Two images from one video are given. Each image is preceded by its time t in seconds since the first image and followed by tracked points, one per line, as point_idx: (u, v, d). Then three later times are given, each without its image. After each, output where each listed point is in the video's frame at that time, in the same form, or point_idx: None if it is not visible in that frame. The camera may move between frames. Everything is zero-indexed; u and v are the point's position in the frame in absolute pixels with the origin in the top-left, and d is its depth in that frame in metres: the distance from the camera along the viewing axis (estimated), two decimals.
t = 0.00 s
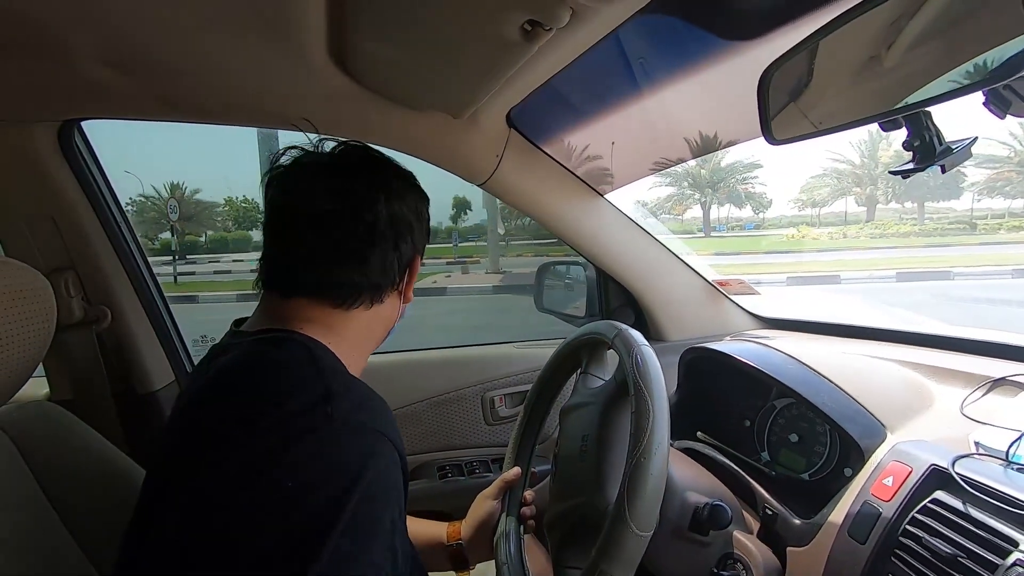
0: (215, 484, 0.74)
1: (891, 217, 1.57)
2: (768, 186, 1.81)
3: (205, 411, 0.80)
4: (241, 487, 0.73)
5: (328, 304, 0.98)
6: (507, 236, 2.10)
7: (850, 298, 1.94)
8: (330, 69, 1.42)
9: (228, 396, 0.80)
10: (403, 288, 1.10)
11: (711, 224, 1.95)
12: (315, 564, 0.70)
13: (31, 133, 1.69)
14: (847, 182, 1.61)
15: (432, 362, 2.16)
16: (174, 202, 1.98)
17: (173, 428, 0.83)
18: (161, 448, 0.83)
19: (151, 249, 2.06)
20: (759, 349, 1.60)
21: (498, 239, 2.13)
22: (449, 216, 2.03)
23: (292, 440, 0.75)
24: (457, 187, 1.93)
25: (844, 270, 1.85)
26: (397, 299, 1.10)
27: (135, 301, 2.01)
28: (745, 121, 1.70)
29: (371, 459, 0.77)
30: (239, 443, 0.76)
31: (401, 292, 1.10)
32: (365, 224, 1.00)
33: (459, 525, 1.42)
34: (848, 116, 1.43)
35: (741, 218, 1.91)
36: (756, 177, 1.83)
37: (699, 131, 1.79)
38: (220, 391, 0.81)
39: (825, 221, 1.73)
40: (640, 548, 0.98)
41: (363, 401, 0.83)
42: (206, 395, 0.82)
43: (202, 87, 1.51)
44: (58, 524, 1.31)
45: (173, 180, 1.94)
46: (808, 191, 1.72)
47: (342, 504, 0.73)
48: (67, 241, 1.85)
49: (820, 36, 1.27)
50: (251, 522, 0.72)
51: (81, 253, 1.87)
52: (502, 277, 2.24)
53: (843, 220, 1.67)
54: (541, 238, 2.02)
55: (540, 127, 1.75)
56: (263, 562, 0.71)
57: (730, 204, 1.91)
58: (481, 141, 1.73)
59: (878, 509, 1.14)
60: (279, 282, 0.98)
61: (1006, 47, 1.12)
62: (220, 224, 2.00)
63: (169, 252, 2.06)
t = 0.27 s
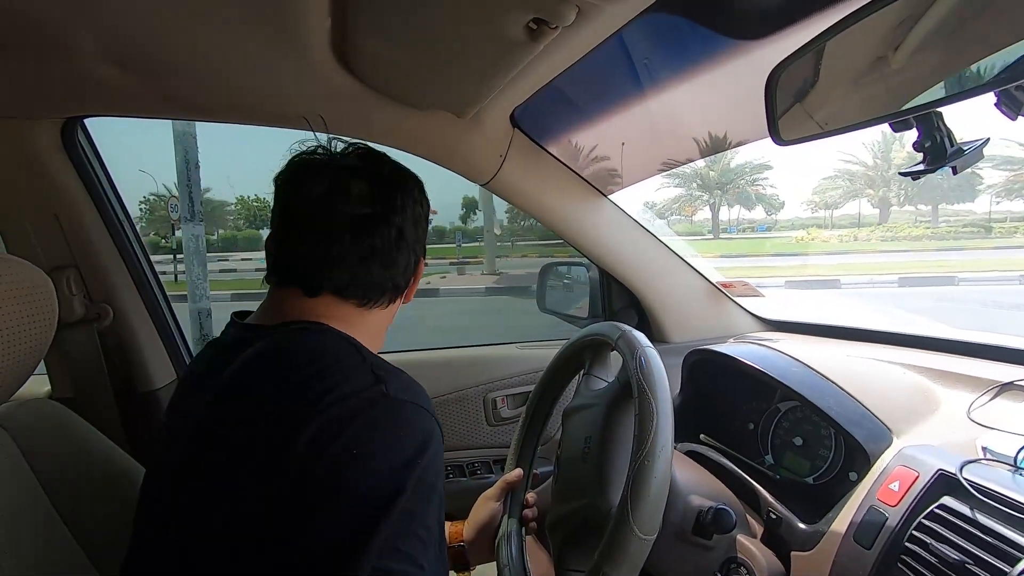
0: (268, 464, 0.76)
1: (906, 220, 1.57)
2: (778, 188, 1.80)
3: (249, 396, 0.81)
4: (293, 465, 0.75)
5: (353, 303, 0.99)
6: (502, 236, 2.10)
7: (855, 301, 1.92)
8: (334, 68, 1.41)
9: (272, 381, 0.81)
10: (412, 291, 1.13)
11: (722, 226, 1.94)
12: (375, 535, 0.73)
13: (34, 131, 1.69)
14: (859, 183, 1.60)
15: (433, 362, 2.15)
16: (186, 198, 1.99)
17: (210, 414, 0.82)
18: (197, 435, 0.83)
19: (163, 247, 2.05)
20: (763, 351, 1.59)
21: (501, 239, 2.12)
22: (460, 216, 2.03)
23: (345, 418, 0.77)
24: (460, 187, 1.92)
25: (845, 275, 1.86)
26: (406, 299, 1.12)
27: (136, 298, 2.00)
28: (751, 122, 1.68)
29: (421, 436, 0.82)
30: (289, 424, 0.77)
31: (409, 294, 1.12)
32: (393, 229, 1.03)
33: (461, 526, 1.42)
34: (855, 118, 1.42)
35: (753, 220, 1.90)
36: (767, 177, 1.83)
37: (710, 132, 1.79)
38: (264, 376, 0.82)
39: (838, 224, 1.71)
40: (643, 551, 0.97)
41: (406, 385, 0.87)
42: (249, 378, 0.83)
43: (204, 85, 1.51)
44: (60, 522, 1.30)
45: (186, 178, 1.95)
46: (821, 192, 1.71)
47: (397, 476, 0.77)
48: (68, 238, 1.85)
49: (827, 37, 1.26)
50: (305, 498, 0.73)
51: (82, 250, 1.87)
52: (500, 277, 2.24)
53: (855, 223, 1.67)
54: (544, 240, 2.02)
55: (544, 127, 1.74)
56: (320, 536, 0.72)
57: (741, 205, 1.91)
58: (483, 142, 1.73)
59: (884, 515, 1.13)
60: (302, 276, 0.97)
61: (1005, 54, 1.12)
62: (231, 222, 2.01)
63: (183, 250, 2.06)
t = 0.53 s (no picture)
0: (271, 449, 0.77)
1: (915, 220, 1.55)
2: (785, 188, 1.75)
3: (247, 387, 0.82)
4: (297, 448, 0.76)
5: (345, 302, 1.00)
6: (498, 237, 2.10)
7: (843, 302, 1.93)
8: (320, 70, 1.42)
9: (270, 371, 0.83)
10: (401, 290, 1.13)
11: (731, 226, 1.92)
12: (383, 510, 0.75)
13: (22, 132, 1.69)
14: (868, 184, 1.58)
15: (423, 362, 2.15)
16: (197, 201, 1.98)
17: (209, 406, 0.83)
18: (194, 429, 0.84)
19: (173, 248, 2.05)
20: (750, 352, 1.59)
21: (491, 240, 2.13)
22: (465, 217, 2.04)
23: (347, 401, 0.79)
24: (449, 188, 1.92)
25: (841, 278, 1.89)
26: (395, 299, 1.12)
27: (124, 298, 2.01)
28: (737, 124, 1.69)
29: (420, 417, 0.84)
30: (289, 409, 0.79)
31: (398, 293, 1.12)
32: (384, 229, 1.04)
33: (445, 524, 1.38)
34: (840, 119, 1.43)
35: (757, 219, 1.85)
36: (773, 178, 1.77)
37: (715, 131, 1.77)
38: (262, 366, 0.83)
39: (847, 225, 1.68)
40: (621, 550, 0.98)
41: (404, 376, 0.89)
42: (248, 369, 0.84)
43: (191, 86, 1.51)
44: (44, 520, 1.31)
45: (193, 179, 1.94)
46: (830, 193, 1.66)
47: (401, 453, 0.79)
48: (57, 238, 1.85)
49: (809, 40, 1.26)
50: (310, 479, 0.75)
51: (70, 250, 1.87)
52: (491, 279, 2.24)
53: (864, 223, 1.64)
54: (534, 241, 2.03)
55: (533, 128, 1.74)
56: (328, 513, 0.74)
57: (747, 205, 1.87)
58: (470, 143, 1.74)
59: (862, 515, 1.13)
60: (294, 275, 0.97)
61: (967, 68, 1.16)
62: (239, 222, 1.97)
63: (191, 250, 2.05)
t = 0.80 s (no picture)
0: (291, 442, 0.77)
1: (922, 218, 1.51)
2: (792, 185, 1.73)
3: (264, 383, 0.83)
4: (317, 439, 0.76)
5: (354, 302, 1.00)
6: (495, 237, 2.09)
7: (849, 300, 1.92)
8: (324, 72, 1.42)
9: (287, 366, 0.83)
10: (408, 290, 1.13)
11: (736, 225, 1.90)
12: (404, 499, 0.75)
13: (27, 135, 1.70)
14: (876, 180, 1.54)
15: (428, 364, 2.15)
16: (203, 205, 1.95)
17: (226, 404, 0.84)
18: (210, 426, 0.83)
19: (180, 250, 2.02)
20: (757, 351, 1.59)
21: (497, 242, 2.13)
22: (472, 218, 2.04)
23: (366, 393, 0.80)
24: (453, 190, 1.92)
25: (840, 278, 1.87)
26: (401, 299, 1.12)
27: (129, 302, 2.01)
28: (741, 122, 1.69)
29: (436, 410, 0.85)
30: (308, 402, 0.79)
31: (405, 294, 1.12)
32: (393, 230, 1.03)
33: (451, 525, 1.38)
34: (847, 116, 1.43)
35: (763, 218, 1.84)
36: (778, 177, 1.74)
37: (718, 130, 1.74)
38: (280, 362, 0.84)
39: (855, 223, 1.64)
40: (631, 553, 0.97)
41: (419, 372, 0.90)
42: (265, 365, 0.84)
43: (195, 89, 1.51)
44: (52, 524, 1.31)
45: (197, 182, 1.92)
46: (837, 191, 1.63)
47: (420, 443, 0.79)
48: (62, 243, 1.85)
49: (814, 37, 1.26)
50: (330, 470, 0.75)
51: (75, 254, 1.87)
52: (487, 282, 2.25)
53: (872, 220, 1.60)
54: (539, 241, 2.03)
55: (537, 129, 1.74)
56: (349, 503, 0.73)
57: (752, 203, 1.84)
58: (474, 145, 1.74)
59: (873, 514, 1.13)
60: (304, 276, 0.96)
61: (982, 61, 1.15)
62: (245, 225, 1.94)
63: (197, 253, 2.02)
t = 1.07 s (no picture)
0: (293, 437, 0.77)
1: (929, 218, 1.52)
2: (796, 185, 1.73)
3: (266, 379, 0.82)
4: (319, 435, 0.76)
5: (354, 300, 1.00)
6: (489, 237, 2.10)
7: (851, 300, 1.92)
8: (326, 70, 1.41)
9: (289, 362, 0.83)
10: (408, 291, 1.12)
11: (742, 225, 1.88)
12: (405, 494, 0.75)
13: (28, 134, 1.70)
14: (881, 181, 1.54)
15: (430, 363, 2.15)
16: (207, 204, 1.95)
17: (228, 401, 0.84)
18: (213, 422, 0.83)
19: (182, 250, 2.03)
20: (760, 351, 1.58)
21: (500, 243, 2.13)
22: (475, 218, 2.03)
23: (367, 388, 0.79)
24: (455, 189, 1.92)
25: (840, 279, 1.87)
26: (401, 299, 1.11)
27: (131, 301, 2.01)
28: (744, 121, 1.68)
29: (437, 406, 0.84)
30: (310, 397, 0.79)
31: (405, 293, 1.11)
32: (393, 229, 1.03)
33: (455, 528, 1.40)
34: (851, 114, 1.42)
35: (769, 218, 1.82)
36: (783, 176, 1.74)
37: (722, 130, 1.74)
38: (282, 358, 0.84)
39: (861, 223, 1.64)
40: (634, 555, 0.97)
41: (421, 367, 0.89)
42: (268, 361, 0.84)
43: (197, 88, 1.51)
44: (54, 523, 1.31)
45: (201, 181, 1.92)
46: (843, 191, 1.63)
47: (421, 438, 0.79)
48: (65, 242, 1.86)
49: (817, 37, 1.25)
50: (332, 465, 0.75)
51: (78, 253, 1.88)
52: (484, 282, 2.23)
53: (879, 221, 1.60)
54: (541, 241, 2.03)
55: (539, 128, 1.74)
56: (350, 498, 0.73)
57: (756, 203, 1.83)
58: (477, 146, 1.74)
59: (878, 515, 1.12)
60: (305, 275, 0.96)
61: (989, 58, 1.12)
62: (250, 224, 1.96)
63: (201, 252, 2.01)
